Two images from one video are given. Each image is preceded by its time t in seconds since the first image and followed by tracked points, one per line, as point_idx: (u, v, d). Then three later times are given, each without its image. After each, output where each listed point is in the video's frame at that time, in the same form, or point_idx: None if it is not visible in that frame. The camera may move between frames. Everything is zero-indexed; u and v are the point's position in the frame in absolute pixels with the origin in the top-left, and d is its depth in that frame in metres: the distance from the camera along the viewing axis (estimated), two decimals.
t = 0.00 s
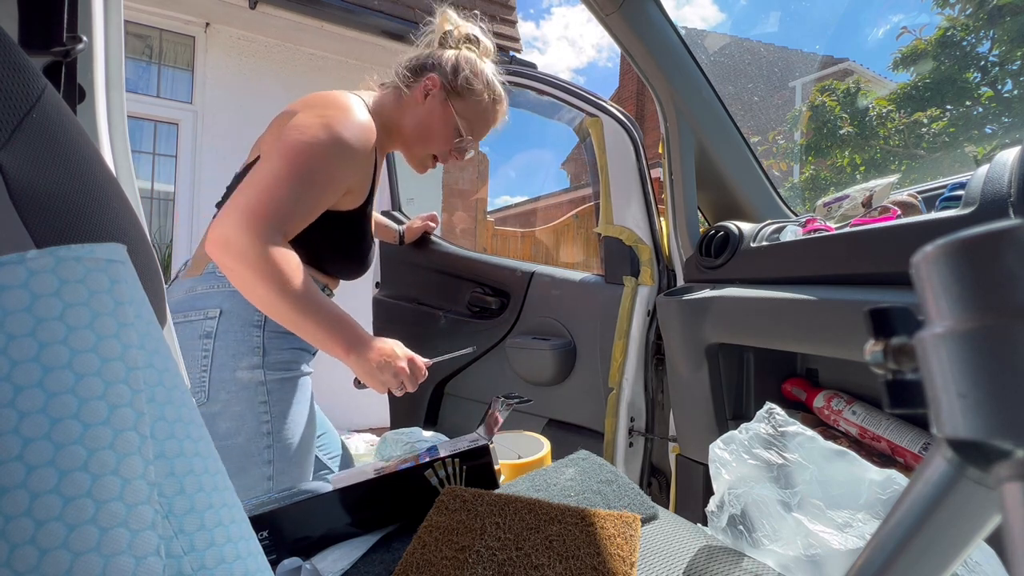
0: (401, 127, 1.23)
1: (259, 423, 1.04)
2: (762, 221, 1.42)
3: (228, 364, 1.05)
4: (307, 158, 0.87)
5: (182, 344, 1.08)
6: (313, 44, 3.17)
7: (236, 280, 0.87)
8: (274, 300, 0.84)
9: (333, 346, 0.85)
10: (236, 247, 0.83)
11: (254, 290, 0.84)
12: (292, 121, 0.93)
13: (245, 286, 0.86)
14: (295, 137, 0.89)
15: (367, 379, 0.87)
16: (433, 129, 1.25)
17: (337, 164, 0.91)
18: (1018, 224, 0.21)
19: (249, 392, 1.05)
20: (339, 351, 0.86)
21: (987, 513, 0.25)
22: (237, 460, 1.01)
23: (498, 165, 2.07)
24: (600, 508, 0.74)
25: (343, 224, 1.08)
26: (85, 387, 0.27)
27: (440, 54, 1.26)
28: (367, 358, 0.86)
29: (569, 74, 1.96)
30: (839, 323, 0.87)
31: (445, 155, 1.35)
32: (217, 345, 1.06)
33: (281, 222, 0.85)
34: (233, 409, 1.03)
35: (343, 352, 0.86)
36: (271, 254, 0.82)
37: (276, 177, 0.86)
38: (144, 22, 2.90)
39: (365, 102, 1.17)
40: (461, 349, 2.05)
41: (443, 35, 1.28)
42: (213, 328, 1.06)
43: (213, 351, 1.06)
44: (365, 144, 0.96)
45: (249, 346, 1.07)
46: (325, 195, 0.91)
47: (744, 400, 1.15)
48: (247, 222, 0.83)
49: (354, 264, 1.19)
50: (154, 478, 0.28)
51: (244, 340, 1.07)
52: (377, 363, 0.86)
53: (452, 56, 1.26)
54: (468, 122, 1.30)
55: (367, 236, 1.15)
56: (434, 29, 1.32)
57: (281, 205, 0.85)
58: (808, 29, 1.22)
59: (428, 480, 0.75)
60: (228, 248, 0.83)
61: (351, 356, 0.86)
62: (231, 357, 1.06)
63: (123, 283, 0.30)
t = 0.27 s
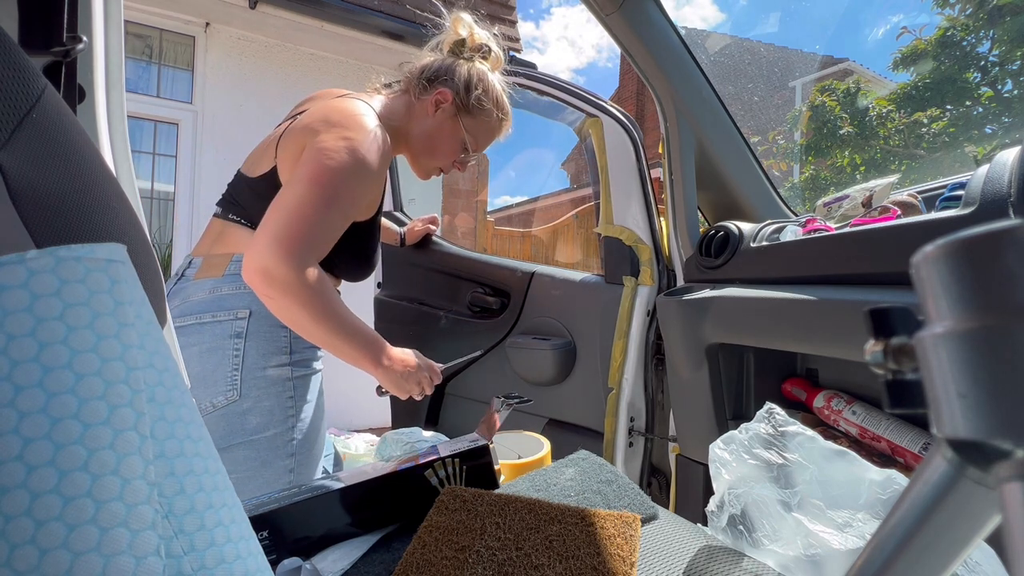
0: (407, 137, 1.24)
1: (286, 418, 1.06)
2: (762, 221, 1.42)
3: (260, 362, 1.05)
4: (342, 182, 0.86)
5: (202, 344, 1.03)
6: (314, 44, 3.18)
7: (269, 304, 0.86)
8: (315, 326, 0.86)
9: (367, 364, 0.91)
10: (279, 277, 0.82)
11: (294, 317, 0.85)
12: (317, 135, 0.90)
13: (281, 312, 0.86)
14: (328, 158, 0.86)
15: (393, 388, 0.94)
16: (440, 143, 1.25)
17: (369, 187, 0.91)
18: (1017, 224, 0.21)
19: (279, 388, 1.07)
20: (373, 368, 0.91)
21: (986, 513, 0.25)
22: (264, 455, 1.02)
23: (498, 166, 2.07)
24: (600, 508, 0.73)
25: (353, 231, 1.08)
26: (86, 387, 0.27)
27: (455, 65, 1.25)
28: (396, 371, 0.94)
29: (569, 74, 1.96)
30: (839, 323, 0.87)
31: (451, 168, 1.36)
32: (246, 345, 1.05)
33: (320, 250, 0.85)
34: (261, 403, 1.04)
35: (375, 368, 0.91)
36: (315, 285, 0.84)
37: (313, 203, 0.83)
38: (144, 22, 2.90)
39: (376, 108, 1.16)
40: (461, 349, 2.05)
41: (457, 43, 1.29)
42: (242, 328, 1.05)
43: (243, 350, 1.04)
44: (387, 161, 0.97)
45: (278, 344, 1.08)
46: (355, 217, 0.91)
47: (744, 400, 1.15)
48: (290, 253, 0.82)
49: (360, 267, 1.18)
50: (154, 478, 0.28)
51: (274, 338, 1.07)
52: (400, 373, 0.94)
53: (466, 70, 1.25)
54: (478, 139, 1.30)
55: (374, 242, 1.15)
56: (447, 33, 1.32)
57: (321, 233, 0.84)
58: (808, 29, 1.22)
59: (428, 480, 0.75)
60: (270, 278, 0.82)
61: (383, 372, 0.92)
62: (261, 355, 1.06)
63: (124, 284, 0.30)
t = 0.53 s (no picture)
0: (407, 136, 1.24)
1: (299, 420, 1.10)
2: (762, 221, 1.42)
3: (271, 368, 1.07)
4: (349, 183, 0.86)
5: (213, 351, 1.03)
6: (314, 44, 3.18)
7: (276, 304, 0.86)
8: (321, 327, 0.86)
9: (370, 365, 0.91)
10: (287, 279, 0.82)
11: (301, 317, 0.86)
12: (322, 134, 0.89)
13: (288, 312, 0.86)
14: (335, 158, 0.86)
15: (394, 387, 0.94)
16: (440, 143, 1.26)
17: (375, 187, 0.91)
18: (1018, 224, 0.21)
19: (291, 391, 1.10)
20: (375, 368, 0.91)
21: (986, 513, 0.25)
22: (277, 456, 1.06)
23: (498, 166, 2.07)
24: (600, 508, 0.73)
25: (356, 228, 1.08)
26: (87, 387, 0.27)
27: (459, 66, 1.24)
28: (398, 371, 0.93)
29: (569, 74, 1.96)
30: (839, 323, 0.87)
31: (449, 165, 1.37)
32: (258, 350, 1.06)
33: (326, 251, 0.85)
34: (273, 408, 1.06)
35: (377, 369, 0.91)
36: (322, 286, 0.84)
37: (319, 203, 0.83)
38: (144, 22, 2.90)
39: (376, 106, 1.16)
40: (461, 349, 2.05)
41: (460, 41, 1.26)
42: (253, 335, 1.05)
43: (255, 357, 1.05)
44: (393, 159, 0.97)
45: (290, 347, 1.10)
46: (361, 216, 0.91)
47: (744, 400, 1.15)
48: (297, 255, 0.82)
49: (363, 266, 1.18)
50: (154, 478, 0.28)
51: (285, 342, 1.09)
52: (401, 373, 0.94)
53: (469, 72, 1.24)
54: (478, 139, 1.30)
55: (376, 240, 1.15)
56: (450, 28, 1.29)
57: (327, 234, 0.84)
58: (808, 29, 1.22)
59: (428, 480, 0.75)
60: (278, 280, 0.82)
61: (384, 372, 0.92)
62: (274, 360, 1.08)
63: (124, 284, 0.30)
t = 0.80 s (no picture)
0: (407, 130, 1.24)
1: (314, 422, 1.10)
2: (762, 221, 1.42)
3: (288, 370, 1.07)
4: (350, 177, 0.86)
5: (229, 354, 1.03)
6: (314, 44, 3.18)
7: (275, 298, 0.85)
8: (320, 324, 0.85)
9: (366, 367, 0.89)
10: (287, 272, 0.81)
11: (300, 313, 0.85)
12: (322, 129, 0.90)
13: (286, 307, 0.85)
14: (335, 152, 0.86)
15: (389, 392, 0.93)
16: (439, 134, 1.26)
17: (376, 181, 0.91)
18: (1018, 224, 0.21)
19: (305, 393, 1.10)
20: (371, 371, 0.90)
21: (986, 513, 0.25)
22: (291, 458, 1.06)
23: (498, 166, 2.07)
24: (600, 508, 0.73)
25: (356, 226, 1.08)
26: (87, 387, 0.27)
27: (455, 56, 1.23)
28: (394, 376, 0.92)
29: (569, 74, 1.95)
30: (838, 323, 0.87)
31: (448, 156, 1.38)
32: (273, 352, 1.06)
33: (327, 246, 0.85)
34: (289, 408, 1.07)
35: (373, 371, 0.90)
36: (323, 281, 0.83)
37: (321, 196, 0.83)
38: (144, 22, 2.90)
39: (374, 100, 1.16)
40: (460, 349, 2.05)
41: (456, 31, 1.25)
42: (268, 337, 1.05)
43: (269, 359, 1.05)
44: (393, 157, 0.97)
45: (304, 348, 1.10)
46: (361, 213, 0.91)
47: (744, 400, 1.15)
48: (298, 247, 0.81)
49: (365, 265, 1.18)
50: (154, 478, 0.28)
51: (300, 344, 1.09)
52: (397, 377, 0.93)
53: (466, 60, 1.24)
54: (476, 130, 1.30)
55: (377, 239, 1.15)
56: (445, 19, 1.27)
57: (328, 228, 0.84)
58: (808, 29, 1.22)
59: (428, 479, 0.75)
60: (278, 272, 0.82)
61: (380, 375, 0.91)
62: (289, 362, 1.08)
63: (124, 284, 0.30)
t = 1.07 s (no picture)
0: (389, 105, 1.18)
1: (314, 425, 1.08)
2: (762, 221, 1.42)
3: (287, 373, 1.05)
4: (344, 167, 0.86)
5: (227, 356, 1.03)
6: (313, 44, 3.18)
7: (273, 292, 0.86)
8: (316, 317, 0.85)
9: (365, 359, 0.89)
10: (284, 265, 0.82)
11: (298, 306, 0.85)
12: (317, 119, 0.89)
13: (283, 300, 0.86)
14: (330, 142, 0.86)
15: (389, 383, 0.93)
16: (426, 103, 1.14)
17: (370, 171, 0.90)
18: (1018, 224, 0.21)
19: (305, 396, 1.08)
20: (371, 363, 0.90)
21: (986, 513, 0.25)
22: (293, 460, 1.05)
23: (498, 166, 2.07)
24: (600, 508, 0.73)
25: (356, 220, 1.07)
26: (87, 387, 0.27)
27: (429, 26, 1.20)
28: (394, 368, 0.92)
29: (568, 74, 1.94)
30: (839, 323, 0.87)
31: (444, 122, 1.20)
32: (271, 354, 1.04)
33: (323, 237, 0.85)
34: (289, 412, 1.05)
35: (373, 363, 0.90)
36: (319, 273, 0.83)
37: (315, 187, 0.83)
38: (144, 22, 2.90)
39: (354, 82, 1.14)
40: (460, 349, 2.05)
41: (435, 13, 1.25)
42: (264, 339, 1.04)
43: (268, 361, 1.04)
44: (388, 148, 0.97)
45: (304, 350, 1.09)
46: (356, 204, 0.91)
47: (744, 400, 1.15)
48: (293, 240, 0.82)
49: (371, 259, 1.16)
50: (154, 478, 0.28)
51: (297, 345, 1.07)
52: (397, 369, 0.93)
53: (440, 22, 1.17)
54: (470, 95, 1.19)
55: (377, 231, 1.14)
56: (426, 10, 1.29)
57: (324, 220, 0.84)
58: (808, 29, 1.22)
59: (428, 479, 0.75)
60: (275, 264, 0.82)
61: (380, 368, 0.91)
62: (289, 364, 1.06)
63: (124, 284, 0.30)
